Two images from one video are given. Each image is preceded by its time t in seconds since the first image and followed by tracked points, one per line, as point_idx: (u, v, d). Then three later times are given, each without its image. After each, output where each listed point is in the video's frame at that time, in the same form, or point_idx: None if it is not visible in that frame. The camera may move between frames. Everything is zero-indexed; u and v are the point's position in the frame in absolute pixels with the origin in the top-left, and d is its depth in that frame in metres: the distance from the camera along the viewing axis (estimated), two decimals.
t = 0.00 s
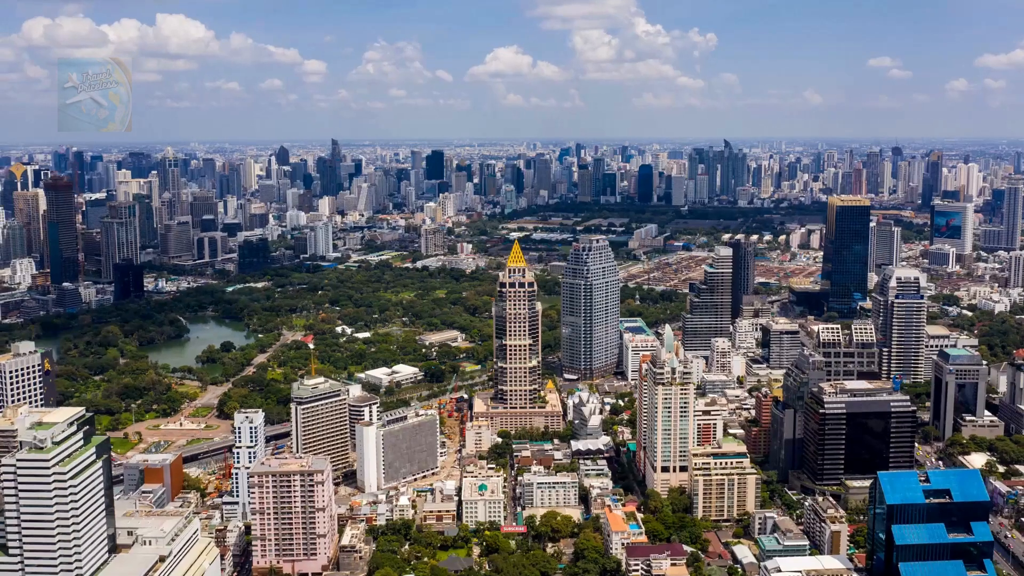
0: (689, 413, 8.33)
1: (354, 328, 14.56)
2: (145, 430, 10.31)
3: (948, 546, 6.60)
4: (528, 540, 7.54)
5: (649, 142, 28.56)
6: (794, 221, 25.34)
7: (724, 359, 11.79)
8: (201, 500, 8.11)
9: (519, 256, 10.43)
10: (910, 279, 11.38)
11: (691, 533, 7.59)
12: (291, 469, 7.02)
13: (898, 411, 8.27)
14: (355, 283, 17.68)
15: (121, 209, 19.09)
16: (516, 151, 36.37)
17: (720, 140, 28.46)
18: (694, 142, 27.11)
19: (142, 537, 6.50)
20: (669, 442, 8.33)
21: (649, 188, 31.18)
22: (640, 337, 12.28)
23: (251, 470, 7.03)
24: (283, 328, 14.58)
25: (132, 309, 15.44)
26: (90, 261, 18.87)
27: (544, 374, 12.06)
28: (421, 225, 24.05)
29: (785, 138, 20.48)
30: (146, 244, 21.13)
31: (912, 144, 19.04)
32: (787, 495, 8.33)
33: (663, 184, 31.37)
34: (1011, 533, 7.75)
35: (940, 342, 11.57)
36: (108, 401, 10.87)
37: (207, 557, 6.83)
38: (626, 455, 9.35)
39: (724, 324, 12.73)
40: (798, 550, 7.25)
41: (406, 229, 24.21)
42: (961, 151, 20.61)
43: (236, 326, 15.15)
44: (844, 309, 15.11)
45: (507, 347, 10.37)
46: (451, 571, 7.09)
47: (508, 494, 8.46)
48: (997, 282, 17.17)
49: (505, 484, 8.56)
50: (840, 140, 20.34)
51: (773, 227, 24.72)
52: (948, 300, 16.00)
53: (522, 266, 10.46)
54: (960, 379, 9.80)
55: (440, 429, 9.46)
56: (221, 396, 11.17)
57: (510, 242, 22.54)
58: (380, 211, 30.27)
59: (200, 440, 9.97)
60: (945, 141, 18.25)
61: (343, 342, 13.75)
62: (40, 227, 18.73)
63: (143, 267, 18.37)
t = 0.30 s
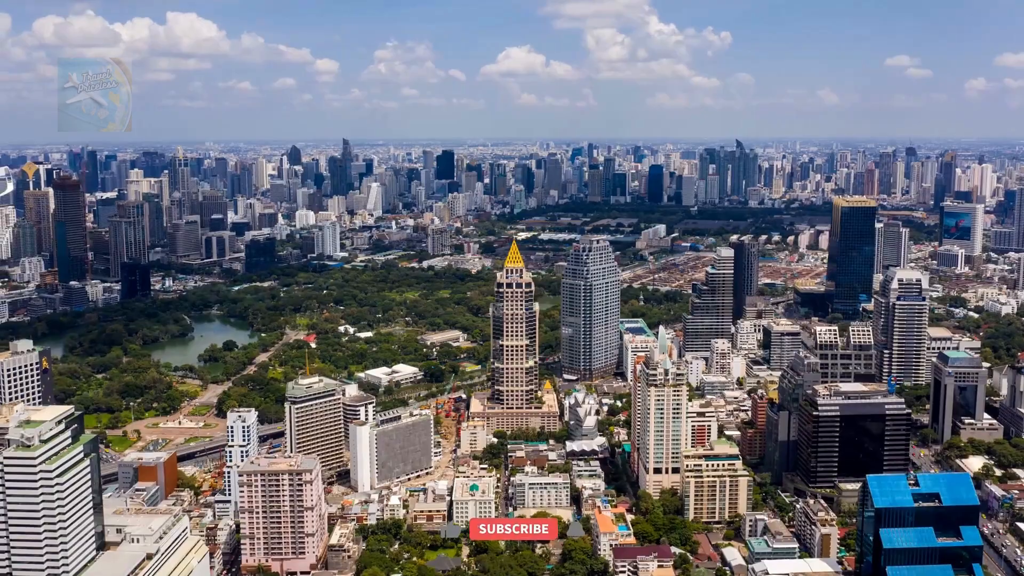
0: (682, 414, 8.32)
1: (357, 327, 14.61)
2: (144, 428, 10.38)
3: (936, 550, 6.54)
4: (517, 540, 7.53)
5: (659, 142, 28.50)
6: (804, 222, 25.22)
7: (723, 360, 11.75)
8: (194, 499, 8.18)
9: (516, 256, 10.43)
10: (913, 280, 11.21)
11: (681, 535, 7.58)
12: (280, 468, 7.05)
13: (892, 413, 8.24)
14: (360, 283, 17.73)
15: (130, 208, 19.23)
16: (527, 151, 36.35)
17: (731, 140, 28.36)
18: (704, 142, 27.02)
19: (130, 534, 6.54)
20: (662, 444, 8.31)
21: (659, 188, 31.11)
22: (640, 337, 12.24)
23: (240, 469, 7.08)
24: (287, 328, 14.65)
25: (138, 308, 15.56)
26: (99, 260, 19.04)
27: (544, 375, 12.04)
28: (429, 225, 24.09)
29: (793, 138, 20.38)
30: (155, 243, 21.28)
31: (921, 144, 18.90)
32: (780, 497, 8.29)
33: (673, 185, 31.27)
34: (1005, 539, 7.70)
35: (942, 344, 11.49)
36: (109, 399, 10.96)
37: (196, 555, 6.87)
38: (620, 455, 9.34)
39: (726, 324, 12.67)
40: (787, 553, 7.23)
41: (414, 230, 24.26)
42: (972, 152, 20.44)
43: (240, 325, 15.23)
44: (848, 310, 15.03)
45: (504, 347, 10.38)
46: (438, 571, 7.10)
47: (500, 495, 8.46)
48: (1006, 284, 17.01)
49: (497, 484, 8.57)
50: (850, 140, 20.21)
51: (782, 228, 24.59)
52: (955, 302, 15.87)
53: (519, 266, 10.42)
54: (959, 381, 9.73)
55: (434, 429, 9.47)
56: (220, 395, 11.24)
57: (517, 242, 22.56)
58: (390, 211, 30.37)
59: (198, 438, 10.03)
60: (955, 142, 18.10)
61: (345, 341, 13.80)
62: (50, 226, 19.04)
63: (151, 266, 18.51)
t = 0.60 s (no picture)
0: (674, 416, 8.28)
1: (361, 327, 14.66)
2: (143, 426, 10.45)
3: (923, 555, 6.47)
4: (504, 541, 7.53)
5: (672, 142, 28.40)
6: (817, 223, 25.04)
7: (724, 361, 11.70)
8: (187, 497, 8.24)
9: (514, 256, 10.45)
10: (915, 282, 11.17)
11: (669, 537, 7.54)
12: (266, 466, 7.11)
13: (885, 417, 8.15)
14: (367, 283, 17.79)
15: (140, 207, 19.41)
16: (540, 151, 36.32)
17: (744, 141, 28.21)
18: (716, 143, 26.90)
19: (116, 531, 6.61)
20: (653, 446, 8.28)
21: (672, 188, 31.00)
22: (640, 338, 12.19)
23: (227, 467, 7.15)
24: (291, 327, 14.74)
25: (145, 306, 15.68)
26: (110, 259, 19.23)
27: (543, 375, 12.02)
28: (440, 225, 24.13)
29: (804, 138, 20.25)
30: (166, 242, 21.44)
31: (933, 144, 18.73)
32: (771, 501, 8.26)
33: (687, 185, 31.15)
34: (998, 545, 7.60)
35: (945, 346, 11.39)
36: (110, 397, 11.05)
37: (183, 552, 6.93)
38: (615, 457, 9.31)
39: (727, 326, 12.60)
40: (775, 556, 7.18)
41: (425, 230, 24.30)
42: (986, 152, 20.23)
43: (246, 324, 15.32)
44: (855, 312, 14.91)
45: (500, 347, 10.41)
46: (424, 571, 7.12)
47: (491, 495, 8.46)
48: (1017, 287, 16.83)
49: (489, 484, 8.57)
50: (862, 140, 20.05)
51: (794, 228, 24.44)
52: (965, 303, 15.73)
53: (516, 266, 10.45)
54: (959, 384, 9.62)
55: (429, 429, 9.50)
56: (221, 394, 11.31)
57: (526, 243, 22.55)
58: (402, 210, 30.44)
59: (196, 436, 10.09)
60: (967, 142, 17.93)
61: (348, 341, 13.85)
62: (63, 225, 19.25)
63: (160, 265, 18.65)
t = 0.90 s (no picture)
0: (668, 417, 8.27)
1: (364, 327, 14.70)
2: (143, 424, 10.50)
3: (914, 558, 6.42)
4: (496, 541, 7.54)
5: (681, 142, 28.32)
6: (826, 224, 24.92)
7: (724, 363, 11.67)
8: (182, 495, 8.28)
9: (512, 256, 10.45)
10: (916, 284, 11.20)
11: (662, 538, 7.52)
12: (257, 465, 7.13)
13: (881, 419, 8.11)
14: (372, 283, 17.82)
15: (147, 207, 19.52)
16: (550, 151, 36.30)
17: (754, 140, 28.10)
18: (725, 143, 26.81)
19: (107, 529, 6.63)
20: (647, 447, 8.27)
21: (680, 188, 30.93)
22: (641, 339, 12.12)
23: (219, 466, 7.18)
24: (294, 326, 14.79)
25: (150, 305, 15.77)
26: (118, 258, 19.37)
27: (543, 375, 12.01)
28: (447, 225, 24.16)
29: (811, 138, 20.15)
30: (174, 241, 21.56)
31: (941, 144, 18.60)
32: (766, 502, 8.22)
33: (696, 185, 31.05)
34: (993, 549, 7.55)
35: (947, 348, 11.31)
36: (110, 395, 11.12)
37: (175, 551, 6.97)
38: (611, 458, 9.29)
39: (729, 327, 12.55)
40: (766, 558, 7.15)
41: (432, 230, 24.33)
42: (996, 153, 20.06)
43: (250, 323, 15.38)
44: (860, 313, 14.83)
45: (498, 347, 10.41)
46: (414, 571, 7.13)
47: (485, 495, 8.46)
48: None
49: (483, 485, 8.58)
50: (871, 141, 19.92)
51: (802, 228, 24.33)
52: (971, 305, 15.61)
53: (515, 266, 10.46)
54: (959, 387, 9.56)
55: (425, 429, 9.52)
56: (221, 393, 11.36)
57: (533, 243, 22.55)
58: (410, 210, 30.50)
59: (195, 435, 10.13)
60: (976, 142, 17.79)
61: (350, 340, 13.88)
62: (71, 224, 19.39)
63: (167, 265, 18.75)
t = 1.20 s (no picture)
0: (660, 418, 8.25)
1: (368, 326, 14.75)
2: (143, 422, 10.58)
3: (901, 563, 6.35)
4: (484, 541, 7.56)
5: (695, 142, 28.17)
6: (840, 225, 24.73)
7: (724, 364, 11.62)
8: (176, 492, 8.34)
9: (510, 256, 10.43)
10: (919, 285, 11.04)
11: (651, 540, 7.50)
12: (245, 464, 7.15)
13: (876, 422, 8.03)
14: (379, 282, 17.86)
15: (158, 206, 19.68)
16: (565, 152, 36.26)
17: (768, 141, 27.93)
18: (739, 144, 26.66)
19: (95, 526, 6.68)
20: (639, 448, 8.24)
21: (694, 189, 30.81)
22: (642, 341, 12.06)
23: (207, 463, 7.21)
24: (299, 325, 14.86)
25: (158, 304, 15.89)
26: (130, 257, 19.53)
27: (544, 376, 11.99)
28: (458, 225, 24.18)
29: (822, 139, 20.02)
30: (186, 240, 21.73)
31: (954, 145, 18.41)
32: (758, 505, 8.16)
33: (710, 186, 30.89)
34: (987, 555, 7.46)
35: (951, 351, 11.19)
36: (112, 393, 11.21)
37: (162, 548, 7.01)
38: (606, 458, 9.25)
39: (731, 328, 12.48)
40: (754, 562, 7.10)
41: (443, 230, 24.35)
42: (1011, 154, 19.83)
43: (256, 322, 15.47)
44: (866, 315, 14.72)
45: (496, 348, 10.39)
46: (400, 571, 7.14)
47: (477, 496, 8.47)
48: None
49: (475, 485, 8.58)
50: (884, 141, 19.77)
51: (815, 229, 24.17)
52: (981, 307, 15.44)
53: (513, 266, 10.41)
54: (959, 390, 9.46)
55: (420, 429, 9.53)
56: (222, 391, 11.44)
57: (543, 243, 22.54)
58: (423, 210, 30.55)
59: (194, 432, 10.19)
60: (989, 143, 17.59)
61: (353, 340, 13.92)
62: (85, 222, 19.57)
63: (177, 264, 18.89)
